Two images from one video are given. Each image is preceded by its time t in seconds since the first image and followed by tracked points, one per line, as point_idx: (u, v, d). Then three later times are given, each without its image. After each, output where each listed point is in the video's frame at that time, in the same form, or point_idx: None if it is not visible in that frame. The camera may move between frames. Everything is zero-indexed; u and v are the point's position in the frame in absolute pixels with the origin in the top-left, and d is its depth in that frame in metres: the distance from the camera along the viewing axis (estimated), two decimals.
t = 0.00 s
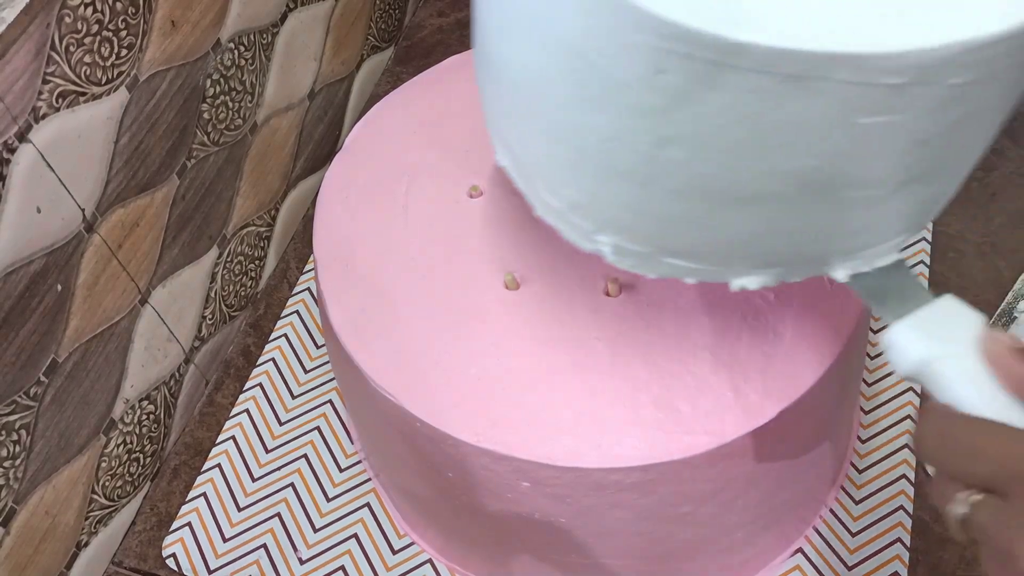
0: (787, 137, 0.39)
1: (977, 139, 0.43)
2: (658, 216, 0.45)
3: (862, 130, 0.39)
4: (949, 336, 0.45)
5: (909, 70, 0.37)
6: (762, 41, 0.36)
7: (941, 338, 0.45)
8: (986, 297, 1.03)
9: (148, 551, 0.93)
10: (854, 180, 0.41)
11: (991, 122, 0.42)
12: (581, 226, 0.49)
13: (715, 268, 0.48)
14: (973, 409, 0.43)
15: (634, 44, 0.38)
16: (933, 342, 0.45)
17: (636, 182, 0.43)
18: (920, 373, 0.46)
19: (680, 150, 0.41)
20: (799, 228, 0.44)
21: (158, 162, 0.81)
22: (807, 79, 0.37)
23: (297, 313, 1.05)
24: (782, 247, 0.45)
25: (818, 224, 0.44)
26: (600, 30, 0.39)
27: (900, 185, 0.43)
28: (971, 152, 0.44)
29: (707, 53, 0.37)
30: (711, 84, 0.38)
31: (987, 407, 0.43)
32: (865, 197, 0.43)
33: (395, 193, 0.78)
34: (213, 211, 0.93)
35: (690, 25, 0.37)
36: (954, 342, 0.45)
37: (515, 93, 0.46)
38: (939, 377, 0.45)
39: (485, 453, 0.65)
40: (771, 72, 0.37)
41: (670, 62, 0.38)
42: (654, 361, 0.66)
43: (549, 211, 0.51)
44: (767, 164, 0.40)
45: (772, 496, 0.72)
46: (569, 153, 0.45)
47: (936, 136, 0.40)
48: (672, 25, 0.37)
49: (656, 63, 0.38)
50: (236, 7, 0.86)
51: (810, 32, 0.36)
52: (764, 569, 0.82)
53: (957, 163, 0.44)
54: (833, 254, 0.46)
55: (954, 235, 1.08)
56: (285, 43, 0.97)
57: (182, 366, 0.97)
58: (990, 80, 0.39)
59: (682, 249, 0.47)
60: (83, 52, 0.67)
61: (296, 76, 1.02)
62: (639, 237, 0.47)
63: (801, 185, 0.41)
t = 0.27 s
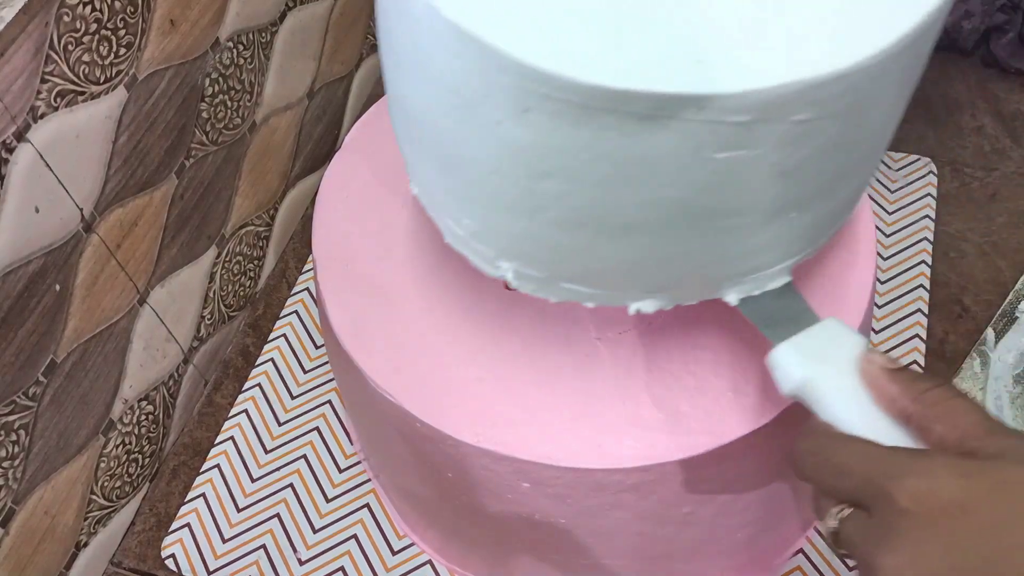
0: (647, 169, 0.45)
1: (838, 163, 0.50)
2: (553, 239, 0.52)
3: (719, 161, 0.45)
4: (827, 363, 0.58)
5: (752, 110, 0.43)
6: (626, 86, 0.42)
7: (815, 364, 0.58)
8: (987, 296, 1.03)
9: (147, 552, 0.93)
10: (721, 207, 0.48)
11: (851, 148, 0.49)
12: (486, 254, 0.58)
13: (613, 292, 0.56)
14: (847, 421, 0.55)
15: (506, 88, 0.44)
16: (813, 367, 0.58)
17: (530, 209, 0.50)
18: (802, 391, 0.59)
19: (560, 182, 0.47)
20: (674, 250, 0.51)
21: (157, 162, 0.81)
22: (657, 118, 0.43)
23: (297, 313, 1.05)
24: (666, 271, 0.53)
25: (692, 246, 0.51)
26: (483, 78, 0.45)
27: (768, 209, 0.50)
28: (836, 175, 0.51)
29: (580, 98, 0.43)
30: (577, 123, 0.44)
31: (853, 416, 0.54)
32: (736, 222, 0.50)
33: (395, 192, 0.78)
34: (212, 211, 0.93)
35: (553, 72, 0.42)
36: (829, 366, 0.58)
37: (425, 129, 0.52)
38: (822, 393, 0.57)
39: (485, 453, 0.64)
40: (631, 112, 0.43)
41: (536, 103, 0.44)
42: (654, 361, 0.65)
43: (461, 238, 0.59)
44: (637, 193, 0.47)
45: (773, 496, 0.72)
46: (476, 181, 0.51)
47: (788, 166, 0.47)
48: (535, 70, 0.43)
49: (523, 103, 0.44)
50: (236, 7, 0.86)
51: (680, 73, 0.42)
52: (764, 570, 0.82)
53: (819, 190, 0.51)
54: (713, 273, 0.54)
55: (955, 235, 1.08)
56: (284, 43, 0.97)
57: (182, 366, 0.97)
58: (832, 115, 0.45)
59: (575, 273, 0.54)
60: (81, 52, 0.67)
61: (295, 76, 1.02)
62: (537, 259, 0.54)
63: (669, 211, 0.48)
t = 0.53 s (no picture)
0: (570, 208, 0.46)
1: (769, 190, 0.50)
2: (495, 272, 0.52)
3: (636, 200, 0.46)
4: (759, 384, 0.53)
5: (665, 148, 0.44)
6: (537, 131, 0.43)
7: (747, 385, 0.53)
8: (986, 296, 1.03)
9: (147, 552, 0.93)
10: (653, 241, 0.48)
11: (779, 176, 0.50)
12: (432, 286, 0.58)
13: (557, 323, 0.56)
14: (785, 448, 0.50)
15: (427, 132, 0.46)
16: (745, 388, 0.53)
17: (467, 245, 0.51)
18: (737, 414, 0.54)
19: (491, 220, 0.48)
20: (613, 282, 0.51)
21: (158, 162, 0.81)
22: (568, 159, 0.44)
23: (296, 313, 1.05)
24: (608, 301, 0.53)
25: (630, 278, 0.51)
26: (405, 121, 0.46)
27: (708, 235, 0.50)
28: (767, 202, 0.51)
29: (496, 144, 0.44)
30: (496, 167, 0.45)
31: (790, 442, 0.50)
32: (673, 252, 0.50)
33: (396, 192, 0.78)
34: (212, 211, 0.93)
35: (467, 119, 0.44)
36: (761, 387, 0.53)
37: (365, 170, 0.54)
38: (755, 418, 0.52)
39: (485, 453, 0.64)
40: (545, 155, 0.44)
41: (455, 148, 0.45)
42: (654, 361, 0.65)
43: (409, 271, 0.60)
44: (565, 229, 0.47)
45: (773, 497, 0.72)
46: (415, 218, 0.52)
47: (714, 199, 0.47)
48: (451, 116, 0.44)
49: (443, 147, 0.46)
50: (236, 7, 0.86)
51: (589, 117, 0.43)
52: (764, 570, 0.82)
53: (752, 217, 0.51)
54: (654, 302, 0.54)
55: (954, 235, 1.08)
56: (284, 42, 0.97)
57: (181, 366, 0.97)
58: (751, 149, 0.46)
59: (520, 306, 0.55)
60: (82, 52, 0.67)
61: (295, 75, 1.02)
62: (480, 293, 0.55)
63: (599, 246, 0.48)
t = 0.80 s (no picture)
0: (525, 208, 0.49)
1: (721, 192, 0.53)
2: (461, 273, 0.56)
3: (590, 201, 0.49)
4: (720, 379, 0.54)
5: (616, 149, 0.47)
6: (489, 134, 0.46)
7: (708, 380, 0.55)
8: (987, 296, 1.03)
9: (147, 552, 0.93)
10: (609, 241, 0.52)
11: (729, 178, 0.53)
12: (404, 286, 0.62)
13: (523, 322, 0.59)
14: (740, 440, 0.51)
15: (390, 137, 0.50)
16: (706, 384, 0.55)
17: (434, 246, 0.54)
18: (698, 410, 0.55)
19: (453, 219, 0.52)
20: (572, 283, 0.54)
21: (157, 162, 0.81)
22: (518, 160, 0.47)
23: (297, 313, 1.05)
24: (569, 301, 0.56)
25: (591, 279, 0.54)
26: (370, 126, 0.50)
27: (665, 235, 0.53)
28: (722, 203, 0.54)
29: (452, 146, 0.48)
30: (455, 169, 0.49)
31: (745, 434, 0.51)
32: (631, 253, 0.53)
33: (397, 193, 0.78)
34: (212, 211, 0.93)
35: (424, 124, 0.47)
36: (721, 382, 0.54)
37: (340, 174, 0.57)
38: (713, 412, 0.54)
39: (485, 453, 0.64)
40: (500, 156, 0.47)
41: (414, 152, 0.49)
42: (654, 361, 0.65)
43: (384, 273, 0.63)
44: (522, 227, 0.50)
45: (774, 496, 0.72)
46: (387, 221, 0.56)
47: (667, 198, 0.51)
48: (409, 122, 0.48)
49: (404, 151, 0.50)
50: (236, 7, 0.86)
51: (539, 121, 0.47)
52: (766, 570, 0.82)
53: (708, 217, 0.54)
54: (616, 303, 0.57)
55: (955, 235, 1.08)
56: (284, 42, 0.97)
57: (181, 366, 0.97)
58: (696, 152, 0.49)
59: (488, 305, 0.58)
60: (82, 52, 0.67)
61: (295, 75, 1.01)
62: (450, 292, 0.58)
63: (557, 245, 0.51)
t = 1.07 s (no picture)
0: (512, 195, 0.50)
1: (711, 182, 0.53)
2: (450, 258, 0.56)
3: (578, 188, 0.49)
4: (708, 367, 0.55)
5: (602, 136, 0.47)
6: (478, 120, 0.47)
7: (696, 368, 0.55)
8: (987, 296, 1.03)
9: (147, 552, 0.93)
10: (597, 230, 0.52)
11: (718, 168, 0.53)
12: (395, 274, 0.62)
13: (514, 309, 0.59)
14: (726, 427, 0.52)
15: (379, 122, 0.50)
16: (693, 373, 0.55)
17: (423, 232, 0.55)
18: (686, 398, 0.56)
19: (441, 204, 0.52)
20: (560, 270, 0.55)
21: (158, 162, 0.81)
22: (506, 146, 0.47)
23: (297, 314, 1.05)
24: (557, 289, 0.57)
25: (578, 265, 0.55)
26: (360, 112, 0.50)
27: (653, 224, 0.53)
28: (711, 193, 0.54)
29: (440, 132, 0.48)
30: (444, 154, 0.49)
31: (730, 421, 0.52)
32: (618, 242, 0.53)
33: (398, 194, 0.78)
34: (213, 211, 0.93)
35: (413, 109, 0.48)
36: (709, 370, 0.55)
37: (331, 161, 0.57)
38: (700, 400, 0.54)
39: (485, 453, 0.64)
40: (488, 142, 0.48)
41: (404, 137, 0.49)
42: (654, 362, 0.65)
43: (375, 260, 0.64)
44: (511, 216, 0.51)
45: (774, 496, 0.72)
46: (377, 208, 0.56)
47: (655, 188, 0.51)
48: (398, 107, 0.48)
49: (394, 136, 0.50)
50: (236, 7, 0.86)
51: (528, 108, 0.47)
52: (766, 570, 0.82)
53: (697, 207, 0.54)
54: (605, 290, 0.57)
55: (954, 235, 1.08)
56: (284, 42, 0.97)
57: (182, 366, 0.97)
58: (683, 143, 0.50)
59: (477, 292, 0.59)
60: (82, 52, 0.67)
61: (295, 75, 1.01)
62: (440, 279, 0.59)
63: (544, 233, 0.52)
